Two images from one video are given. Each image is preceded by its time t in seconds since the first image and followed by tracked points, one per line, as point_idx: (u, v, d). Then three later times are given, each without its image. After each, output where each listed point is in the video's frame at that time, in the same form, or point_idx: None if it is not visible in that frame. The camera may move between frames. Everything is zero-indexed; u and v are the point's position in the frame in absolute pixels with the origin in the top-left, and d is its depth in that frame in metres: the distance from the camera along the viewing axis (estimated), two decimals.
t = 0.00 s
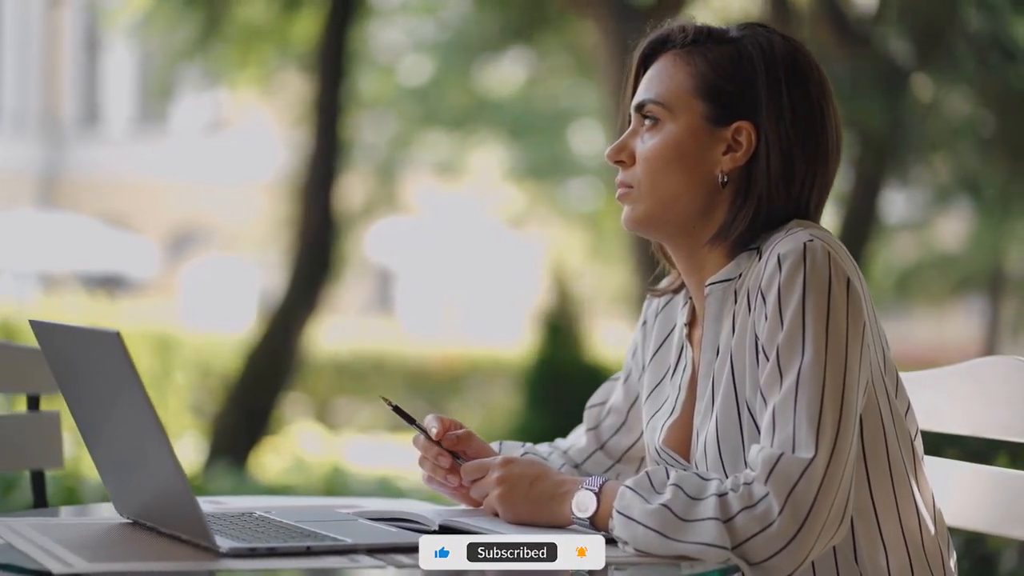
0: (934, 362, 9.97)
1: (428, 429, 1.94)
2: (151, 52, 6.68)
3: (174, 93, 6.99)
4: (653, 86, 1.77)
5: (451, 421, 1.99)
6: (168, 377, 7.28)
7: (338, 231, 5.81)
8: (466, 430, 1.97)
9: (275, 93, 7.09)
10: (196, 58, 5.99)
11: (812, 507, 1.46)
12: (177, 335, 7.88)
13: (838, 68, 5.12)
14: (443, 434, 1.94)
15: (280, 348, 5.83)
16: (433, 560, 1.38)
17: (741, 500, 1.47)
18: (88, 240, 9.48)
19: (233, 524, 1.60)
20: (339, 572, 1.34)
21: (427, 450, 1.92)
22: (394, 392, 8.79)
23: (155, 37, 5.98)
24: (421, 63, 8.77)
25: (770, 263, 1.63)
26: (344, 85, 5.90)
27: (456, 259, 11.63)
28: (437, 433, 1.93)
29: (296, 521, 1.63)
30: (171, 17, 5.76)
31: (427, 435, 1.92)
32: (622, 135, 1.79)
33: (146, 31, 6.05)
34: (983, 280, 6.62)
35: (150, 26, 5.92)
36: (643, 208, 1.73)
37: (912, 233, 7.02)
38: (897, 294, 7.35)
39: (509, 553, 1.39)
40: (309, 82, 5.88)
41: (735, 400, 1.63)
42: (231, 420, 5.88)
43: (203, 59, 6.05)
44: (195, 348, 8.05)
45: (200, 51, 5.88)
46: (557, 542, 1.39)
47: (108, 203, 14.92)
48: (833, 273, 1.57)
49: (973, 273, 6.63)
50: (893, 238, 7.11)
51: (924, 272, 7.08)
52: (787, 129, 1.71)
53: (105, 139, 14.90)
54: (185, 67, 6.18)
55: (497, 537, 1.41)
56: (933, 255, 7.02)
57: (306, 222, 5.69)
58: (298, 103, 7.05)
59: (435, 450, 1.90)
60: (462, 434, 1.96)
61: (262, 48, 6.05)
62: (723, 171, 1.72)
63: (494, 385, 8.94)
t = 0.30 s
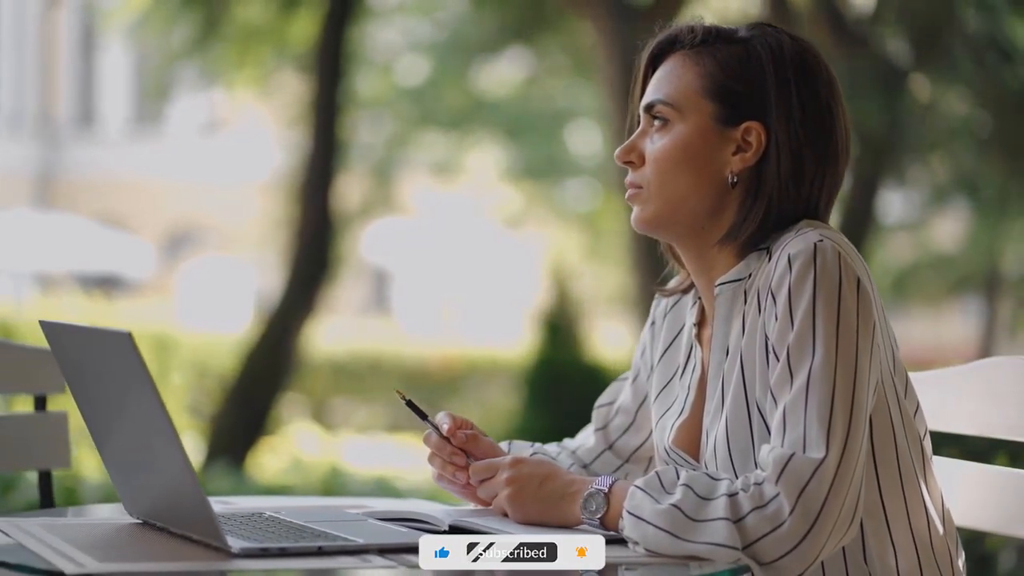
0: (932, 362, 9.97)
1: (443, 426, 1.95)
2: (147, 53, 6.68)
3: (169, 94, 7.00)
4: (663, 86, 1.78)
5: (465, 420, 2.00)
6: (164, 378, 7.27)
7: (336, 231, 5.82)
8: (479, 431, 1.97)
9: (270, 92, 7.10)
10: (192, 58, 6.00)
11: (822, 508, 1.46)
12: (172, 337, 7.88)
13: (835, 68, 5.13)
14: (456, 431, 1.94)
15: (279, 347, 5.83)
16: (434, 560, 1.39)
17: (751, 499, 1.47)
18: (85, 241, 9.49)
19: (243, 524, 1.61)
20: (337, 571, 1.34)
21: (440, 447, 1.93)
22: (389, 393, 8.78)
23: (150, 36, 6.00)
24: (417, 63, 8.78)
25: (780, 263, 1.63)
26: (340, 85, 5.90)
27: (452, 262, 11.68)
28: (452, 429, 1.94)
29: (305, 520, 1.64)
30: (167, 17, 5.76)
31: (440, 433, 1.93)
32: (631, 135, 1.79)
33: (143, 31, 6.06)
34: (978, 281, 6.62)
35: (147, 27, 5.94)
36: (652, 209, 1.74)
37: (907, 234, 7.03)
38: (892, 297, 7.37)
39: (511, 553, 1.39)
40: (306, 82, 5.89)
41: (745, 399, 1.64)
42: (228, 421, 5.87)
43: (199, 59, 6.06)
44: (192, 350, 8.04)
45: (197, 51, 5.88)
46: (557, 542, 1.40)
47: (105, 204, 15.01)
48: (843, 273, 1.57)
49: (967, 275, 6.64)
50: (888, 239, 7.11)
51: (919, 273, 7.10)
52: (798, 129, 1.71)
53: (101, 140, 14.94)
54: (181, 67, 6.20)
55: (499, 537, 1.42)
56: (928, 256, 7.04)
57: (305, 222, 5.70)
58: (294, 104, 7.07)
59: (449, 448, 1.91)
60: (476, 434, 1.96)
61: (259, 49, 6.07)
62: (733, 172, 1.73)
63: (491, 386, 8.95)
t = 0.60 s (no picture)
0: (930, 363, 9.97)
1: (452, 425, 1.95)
2: (143, 52, 6.67)
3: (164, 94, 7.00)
4: (671, 87, 1.78)
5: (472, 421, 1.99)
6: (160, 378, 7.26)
7: (332, 230, 5.82)
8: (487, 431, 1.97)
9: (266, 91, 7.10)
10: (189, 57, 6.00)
11: (830, 508, 1.46)
12: (167, 337, 7.88)
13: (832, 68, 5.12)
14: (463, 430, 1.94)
15: (276, 347, 5.83)
16: (433, 559, 1.39)
17: (760, 500, 1.47)
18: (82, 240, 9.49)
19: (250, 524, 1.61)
20: (335, 571, 1.34)
21: (448, 445, 1.92)
22: (385, 393, 8.78)
23: (146, 36, 6.00)
24: (414, 62, 8.78)
25: (788, 263, 1.63)
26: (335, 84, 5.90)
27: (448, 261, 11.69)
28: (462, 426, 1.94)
29: (313, 521, 1.64)
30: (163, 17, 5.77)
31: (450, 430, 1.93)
32: (639, 136, 1.79)
33: (139, 30, 6.07)
34: (973, 282, 6.62)
35: (143, 27, 5.94)
36: (660, 209, 1.74)
37: (903, 233, 7.04)
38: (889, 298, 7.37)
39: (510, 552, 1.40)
40: (302, 82, 5.89)
41: (753, 400, 1.64)
42: (225, 420, 5.86)
43: (195, 58, 6.06)
44: (187, 349, 8.03)
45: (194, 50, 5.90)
46: (556, 541, 1.40)
47: (102, 204, 15.00)
48: (850, 274, 1.57)
49: (963, 275, 6.65)
50: (884, 239, 7.12)
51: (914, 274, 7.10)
52: (805, 129, 1.71)
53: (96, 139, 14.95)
54: (177, 67, 6.22)
55: (498, 537, 1.42)
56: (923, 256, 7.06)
57: (303, 222, 5.71)
58: (290, 104, 7.08)
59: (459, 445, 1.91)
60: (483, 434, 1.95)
61: (256, 49, 6.08)
62: (741, 172, 1.73)
63: (488, 386, 8.94)
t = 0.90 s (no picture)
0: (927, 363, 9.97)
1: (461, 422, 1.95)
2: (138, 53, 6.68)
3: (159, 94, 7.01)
4: (677, 87, 1.78)
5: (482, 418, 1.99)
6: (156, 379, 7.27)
7: (328, 231, 5.82)
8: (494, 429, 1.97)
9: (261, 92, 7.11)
10: (183, 58, 6.01)
11: (837, 507, 1.46)
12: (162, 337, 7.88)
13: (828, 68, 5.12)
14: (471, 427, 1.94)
15: (272, 347, 5.83)
16: (432, 560, 1.38)
17: (766, 500, 1.47)
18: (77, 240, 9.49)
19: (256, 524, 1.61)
20: (334, 572, 1.34)
21: (454, 443, 1.93)
22: (381, 393, 8.78)
23: (140, 36, 6.01)
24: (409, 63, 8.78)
25: (794, 263, 1.63)
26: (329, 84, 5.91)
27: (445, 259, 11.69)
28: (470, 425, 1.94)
29: (319, 521, 1.64)
30: (157, 17, 5.77)
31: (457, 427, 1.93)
32: (644, 136, 1.80)
33: (133, 31, 6.08)
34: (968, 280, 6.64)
35: (137, 27, 5.95)
36: (667, 209, 1.74)
37: (897, 233, 7.07)
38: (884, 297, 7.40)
39: (510, 553, 1.40)
40: (297, 82, 5.89)
41: (758, 399, 1.64)
42: (221, 420, 5.87)
43: (190, 59, 6.06)
44: (182, 350, 8.04)
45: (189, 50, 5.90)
46: (557, 541, 1.40)
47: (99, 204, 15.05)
48: (856, 274, 1.57)
49: (957, 274, 6.67)
50: (878, 239, 7.15)
51: (909, 272, 7.14)
52: (810, 129, 1.71)
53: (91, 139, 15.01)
54: (171, 67, 6.22)
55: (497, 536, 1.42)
56: (917, 256, 7.09)
57: (299, 222, 5.71)
58: (285, 103, 7.10)
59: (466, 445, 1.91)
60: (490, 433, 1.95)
61: (251, 50, 6.09)
62: (747, 173, 1.73)
63: (484, 385, 8.95)
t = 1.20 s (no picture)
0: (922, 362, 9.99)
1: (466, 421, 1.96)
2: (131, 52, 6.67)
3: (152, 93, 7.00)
4: (680, 86, 1.78)
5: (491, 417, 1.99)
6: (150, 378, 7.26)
7: (321, 230, 5.82)
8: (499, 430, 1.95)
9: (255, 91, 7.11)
10: (177, 57, 6.00)
11: (841, 506, 1.47)
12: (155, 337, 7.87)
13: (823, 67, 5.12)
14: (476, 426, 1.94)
15: (265, 347, 5.83)
16: (434, 559, 1.38)
17: (769, 499, 1.47)
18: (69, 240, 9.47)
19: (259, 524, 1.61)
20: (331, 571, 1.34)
21: (458, 441, 1.93)
22: (375, 392, 8.78)
23: (132, 35, 6.00)
24: (403, 62, 8.78)
25: (797, 263, 1.64)
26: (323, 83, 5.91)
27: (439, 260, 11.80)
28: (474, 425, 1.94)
29: (323, 521, 1.64)
30: (150, 16, 5.77)
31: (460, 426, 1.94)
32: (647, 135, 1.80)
33: (126, 30, 6.07)
34: (960, 280, 6.66)
35: (130, 26, 5.94)
36: (669, 209, 1.74)
37: (891, 232, 7.09)
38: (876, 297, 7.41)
39: (511, 553, 1.40)
40: (291, 82, 5.89)
41: (761, 398, 1.65)
42: (215, 419, 5.86)
43: (183, 58, 6.06)
44: (176, 349, 8.04)
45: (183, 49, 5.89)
46: (559, 542, 1.40)
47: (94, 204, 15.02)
48: (860, 273, 1.57)
49: (950, 274, 6.69)
50: (871, 238, 7.16)
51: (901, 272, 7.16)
52: (813, 128, 1.71)
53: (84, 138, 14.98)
54: (165, 67, 6.22)
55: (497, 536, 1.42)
56: (910, 256, 7.10)
57: (293, 222, 5.70)
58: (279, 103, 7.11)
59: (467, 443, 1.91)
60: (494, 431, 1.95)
61: (244, 49, 6.09)
62: (750, 173, 1.73)
63: (477, 385, 8.95)
